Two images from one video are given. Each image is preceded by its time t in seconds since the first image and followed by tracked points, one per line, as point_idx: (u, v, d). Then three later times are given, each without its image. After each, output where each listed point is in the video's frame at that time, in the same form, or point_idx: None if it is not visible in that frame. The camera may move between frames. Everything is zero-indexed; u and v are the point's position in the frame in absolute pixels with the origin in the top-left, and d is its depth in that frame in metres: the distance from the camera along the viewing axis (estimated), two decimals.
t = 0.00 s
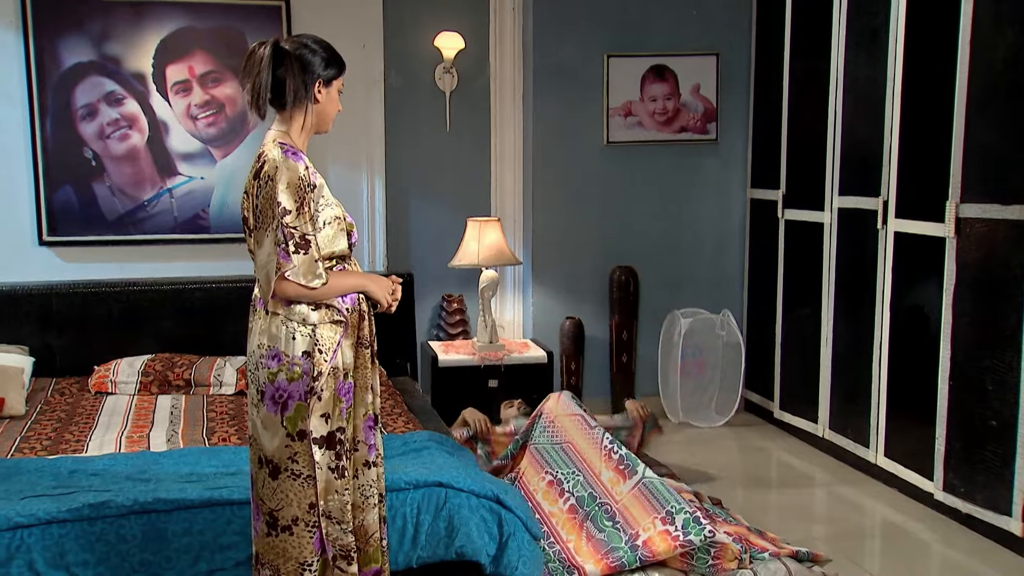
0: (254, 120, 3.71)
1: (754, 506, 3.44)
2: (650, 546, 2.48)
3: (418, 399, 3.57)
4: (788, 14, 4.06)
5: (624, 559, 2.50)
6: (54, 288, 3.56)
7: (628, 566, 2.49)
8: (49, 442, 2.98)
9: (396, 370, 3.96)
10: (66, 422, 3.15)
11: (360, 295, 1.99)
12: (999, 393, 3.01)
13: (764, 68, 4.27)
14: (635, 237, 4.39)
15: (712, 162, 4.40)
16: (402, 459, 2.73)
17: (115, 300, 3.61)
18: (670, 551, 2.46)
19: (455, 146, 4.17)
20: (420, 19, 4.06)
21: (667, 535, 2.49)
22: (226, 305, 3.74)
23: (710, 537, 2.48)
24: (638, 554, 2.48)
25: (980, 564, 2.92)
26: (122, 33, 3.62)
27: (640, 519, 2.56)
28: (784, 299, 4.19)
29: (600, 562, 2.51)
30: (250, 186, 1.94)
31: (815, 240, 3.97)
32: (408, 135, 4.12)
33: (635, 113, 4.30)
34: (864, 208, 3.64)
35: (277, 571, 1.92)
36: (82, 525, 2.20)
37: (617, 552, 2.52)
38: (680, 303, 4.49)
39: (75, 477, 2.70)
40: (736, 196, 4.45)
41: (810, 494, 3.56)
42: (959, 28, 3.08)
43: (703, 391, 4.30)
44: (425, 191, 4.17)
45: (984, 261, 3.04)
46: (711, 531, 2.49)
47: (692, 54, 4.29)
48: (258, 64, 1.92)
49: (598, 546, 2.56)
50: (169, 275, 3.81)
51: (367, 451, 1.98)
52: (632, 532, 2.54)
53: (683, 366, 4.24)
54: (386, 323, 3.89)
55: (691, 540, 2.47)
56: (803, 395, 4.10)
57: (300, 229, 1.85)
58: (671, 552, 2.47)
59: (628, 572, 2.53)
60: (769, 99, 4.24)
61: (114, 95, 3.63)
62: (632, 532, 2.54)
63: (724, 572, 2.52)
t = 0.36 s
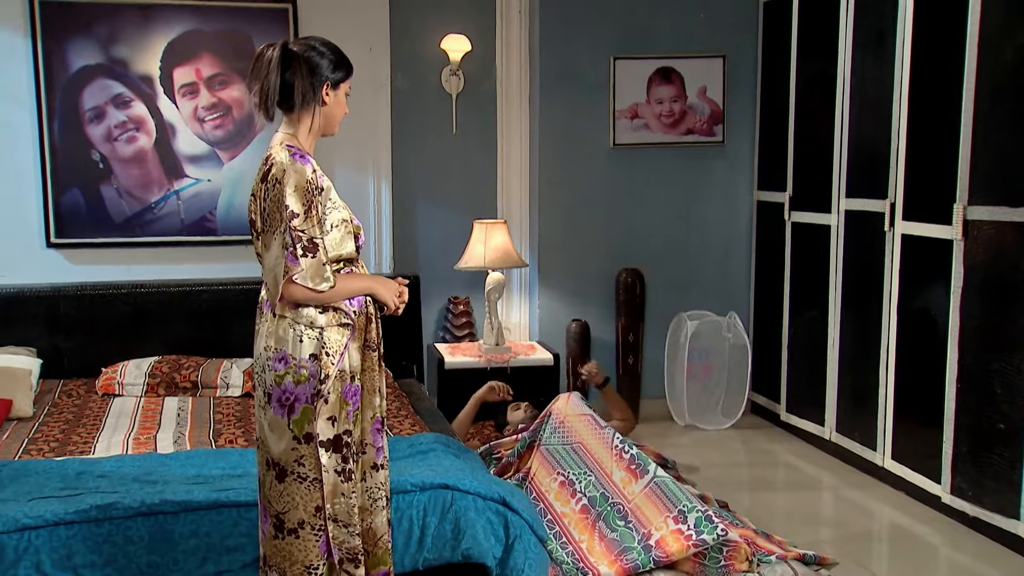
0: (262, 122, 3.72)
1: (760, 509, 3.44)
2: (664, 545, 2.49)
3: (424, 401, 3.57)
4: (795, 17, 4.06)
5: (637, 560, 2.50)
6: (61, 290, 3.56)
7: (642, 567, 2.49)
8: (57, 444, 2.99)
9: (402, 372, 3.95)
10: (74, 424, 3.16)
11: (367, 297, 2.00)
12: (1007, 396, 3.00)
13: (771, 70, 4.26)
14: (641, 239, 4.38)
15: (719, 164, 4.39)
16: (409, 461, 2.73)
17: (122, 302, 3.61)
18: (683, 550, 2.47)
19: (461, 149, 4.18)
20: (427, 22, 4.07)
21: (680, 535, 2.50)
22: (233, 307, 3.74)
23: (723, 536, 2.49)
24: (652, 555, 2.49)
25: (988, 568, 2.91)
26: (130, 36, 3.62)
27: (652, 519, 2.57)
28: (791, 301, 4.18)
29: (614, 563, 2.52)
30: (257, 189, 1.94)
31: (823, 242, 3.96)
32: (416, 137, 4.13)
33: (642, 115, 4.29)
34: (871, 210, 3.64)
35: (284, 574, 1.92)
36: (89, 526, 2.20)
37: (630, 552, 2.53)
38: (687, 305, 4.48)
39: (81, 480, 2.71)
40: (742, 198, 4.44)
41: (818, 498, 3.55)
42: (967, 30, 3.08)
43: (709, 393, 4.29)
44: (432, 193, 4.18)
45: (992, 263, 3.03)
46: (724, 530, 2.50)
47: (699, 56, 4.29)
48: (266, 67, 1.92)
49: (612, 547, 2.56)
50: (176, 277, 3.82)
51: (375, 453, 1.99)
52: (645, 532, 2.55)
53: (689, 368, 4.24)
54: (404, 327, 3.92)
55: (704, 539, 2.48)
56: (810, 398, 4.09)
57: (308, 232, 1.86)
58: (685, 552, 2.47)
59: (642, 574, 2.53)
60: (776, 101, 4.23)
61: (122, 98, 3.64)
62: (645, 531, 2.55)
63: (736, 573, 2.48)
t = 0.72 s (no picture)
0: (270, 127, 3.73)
1: (769, 513, 3.43)
2: (672, 551, 2.50)
3: (432, 404, 3.57)
4: (804, 20, 4.05)
5: (647, 565, 2.50)
6: (70, 293, 3.56)
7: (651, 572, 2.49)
8: (66, 447, 3.02)
9: (410, 376, 3.94)
10: (83, 427, 3.18)
11: (375, 301, 2.01)
12: (1017, 401, 2.98)
13: (779, 73, 4.25)
14: (648, 243, 4.38)
15: (727, 168, 4.38)
16: (417, 465, 2.73)
17: (131, 306, 3.61)
18: (692, 555, 2.48)
19: (470, 153, 4.18)
20: (435, 26, 4.08)
21: (689, 540, 2.51)
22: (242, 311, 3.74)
23: (731, 541, 2.50)
24: (660, 560, 2.49)
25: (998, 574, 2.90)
26: (139, 41, 3.64)
27: (661, 524, 2.57)
28: (800, 305, 4.17)
29: (623, 568, 2.51)
30: (266, 193, 1.95)
31: (831, 246, 3.95)
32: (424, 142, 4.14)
33: (650, 119, 4.29)
34: (880, 214, 3.63)
35: None
36: (97, 530, 2.21)
37: (640, 557, 2.53)
38: (695, 309, 4.47)
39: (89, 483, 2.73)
40: (751, 202, 4.43)
41: (826, 503, 3.54)
42: (976, 34, 3.07)
43: (718, 397, 4.28)
44: (440, 197, 4.19)
45: (1002, 267, 3.02)
46: (732, 534, 2.51)
47: (707, 60, 4.28)
48: (275, 71, 1.92)
49: (622, 553, 2.55)
50: (185, 280, 3.82)
51: (383, 458, 1.99)
52: (654, 538, 2.56)
53: (697, 372, 4.24)
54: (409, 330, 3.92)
55: (713, 544, 2.49)
56: (818, 403, 4.07)
57: (316, 236, 1.86)
58: (693, 557, 2.48)
59: None
60: (785, 105, 4.22)
61: (131, 102, 3.65)
62: (654, 536, 2.56)
63: None
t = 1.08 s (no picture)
0: (281, 130, 3.74)
1: (780, 518, 3.41)
2: (683, 556, 2.45)
3: (442, 408, 3.57)
4: (815, 23, 4.04)
5: (657, 570, 2.47)
6: (82, 296, 3.57)
7: None
8: (77, 450, 3.04)
9: (419, 380, 3.94)
10: (94, 430, 3.20)
11: (384, 305, 2.00)
12: None
13: (790, 77, 4.24)
14: (658, 247, 4.37)
15: (738, 172, 4.37)
16: (425, 469, 2.74)
17: (143, 309, 3.62)
18: (702, 559, 2.42)
19: (480, 156, 4.19)
20: (446, 30, 4.09)
21: (698, 544, 2.45)
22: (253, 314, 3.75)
23: (741, 544, 2.44)
24: (670, 565, 2.46)
25: None
26: (152, 45, 3.65)
27: (670, 530, 2.54)
28: (811, 309, 4.16)
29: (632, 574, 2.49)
30: (276, 197, 1.96)
31: (843, 250, 3.94)
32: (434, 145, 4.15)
33: (660, 122, 4.28)
34: (892, 218, 3.61)
35: None
36: (107, 532, 2.22)
37: (650, 564, 2.50)
38: (705, 313, 4.45)
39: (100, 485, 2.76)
40: (761, 206, 4.41)
41: (838, 508, 3.52)
42: (988, 37, 3.05)
43: (728, 402, 4.26)
44: (451, 200, 4.19)
45: (1014, 271, 3.00)
46: (742, 537, 2.46)
47: (718, 63, 4.27)
48: (285, 75, 1.93)
49: (632, 559, 2.54)
50: (196, 283, 3.84)
51: (391, 462, 1.98)
52: (664, 544, 2.52)
53: (708, 376, 4.22)
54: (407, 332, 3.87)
55: (723, 547, 2.43)
56: (829, 407, 4.06)
57: (326, 240, 1.86)
58: (704, 561, 2.43)
59: None
60: (796, 108, 4.21)
61: (143, 106, 3.67)
62: (664, 542, 2.52)
63: None
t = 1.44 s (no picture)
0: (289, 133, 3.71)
1: (794, 526, 3.36)
2: (694, 561, 2.38)
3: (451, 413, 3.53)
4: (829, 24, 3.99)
5: None
6: (89, 300, 3.54)
7: None
8: (83, 454, 3.02)
9: (429, 384, 3.90)
10: (101, 434, 3.18)
11: (391, 308, 1.98)
12: None
13: (805, 78, 4.19)
14: (669, 249, 4.32)
15: (751, 174, 4.32)
16: (433, 475, 2.71)
17: (151, 313, 3.59)
18: (714, 567, 2.33)
19: (491, 158, 4.16)
20: (456, 31, 4.06)
21: (710, 551, 2.37)
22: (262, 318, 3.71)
23: (754, 551, 2.33)
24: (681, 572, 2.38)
25: None
26: (160, 47, 3.64)
27: (682, 535, 2.47)
28: (825, 313, 4.10)
29: None
30: (282, 200, 1.92)
31: (857, 253, 3.88)
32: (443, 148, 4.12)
33: (672, 124, 4.24)
34: (907, 221, 3.55)
35: None
36: (112, 538, 2.19)
37: (660, 568, 2.43)
38: (718, 317, 4.40)
39: (106, 490, 2.75)
40: (775, 208, 4.36)
41: (852, 515, 3.46)
42: (1006, 36, 3.00)
43: (742, 407, 4.20)
44: (461, 203, 4.16)
45: None
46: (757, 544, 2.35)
47: (731, 64, 4.22)
48: (292, 77, 1.90)
49: (642, 564, 2.48)
50: (204, 287, 3.81)
51: (398, 467, 1.96)
52: (675, 549, 2.45)
53: (721, 381, 4.18)
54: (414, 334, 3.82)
55: (735, 554, 2.34)
56: (844, 413, 4.00)
57: (333, 243, 1.83)
58: (716, 568, 2.33)
59: None
60: (810, 110, 4.16)
61: (152, 108, 3.65)
62: (675, 547, 2.45)
63: None
